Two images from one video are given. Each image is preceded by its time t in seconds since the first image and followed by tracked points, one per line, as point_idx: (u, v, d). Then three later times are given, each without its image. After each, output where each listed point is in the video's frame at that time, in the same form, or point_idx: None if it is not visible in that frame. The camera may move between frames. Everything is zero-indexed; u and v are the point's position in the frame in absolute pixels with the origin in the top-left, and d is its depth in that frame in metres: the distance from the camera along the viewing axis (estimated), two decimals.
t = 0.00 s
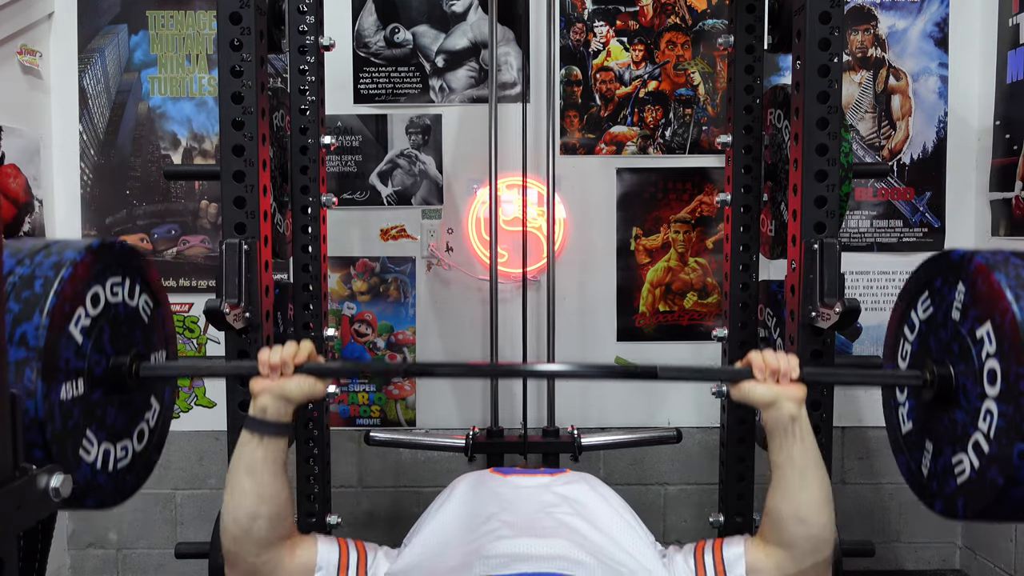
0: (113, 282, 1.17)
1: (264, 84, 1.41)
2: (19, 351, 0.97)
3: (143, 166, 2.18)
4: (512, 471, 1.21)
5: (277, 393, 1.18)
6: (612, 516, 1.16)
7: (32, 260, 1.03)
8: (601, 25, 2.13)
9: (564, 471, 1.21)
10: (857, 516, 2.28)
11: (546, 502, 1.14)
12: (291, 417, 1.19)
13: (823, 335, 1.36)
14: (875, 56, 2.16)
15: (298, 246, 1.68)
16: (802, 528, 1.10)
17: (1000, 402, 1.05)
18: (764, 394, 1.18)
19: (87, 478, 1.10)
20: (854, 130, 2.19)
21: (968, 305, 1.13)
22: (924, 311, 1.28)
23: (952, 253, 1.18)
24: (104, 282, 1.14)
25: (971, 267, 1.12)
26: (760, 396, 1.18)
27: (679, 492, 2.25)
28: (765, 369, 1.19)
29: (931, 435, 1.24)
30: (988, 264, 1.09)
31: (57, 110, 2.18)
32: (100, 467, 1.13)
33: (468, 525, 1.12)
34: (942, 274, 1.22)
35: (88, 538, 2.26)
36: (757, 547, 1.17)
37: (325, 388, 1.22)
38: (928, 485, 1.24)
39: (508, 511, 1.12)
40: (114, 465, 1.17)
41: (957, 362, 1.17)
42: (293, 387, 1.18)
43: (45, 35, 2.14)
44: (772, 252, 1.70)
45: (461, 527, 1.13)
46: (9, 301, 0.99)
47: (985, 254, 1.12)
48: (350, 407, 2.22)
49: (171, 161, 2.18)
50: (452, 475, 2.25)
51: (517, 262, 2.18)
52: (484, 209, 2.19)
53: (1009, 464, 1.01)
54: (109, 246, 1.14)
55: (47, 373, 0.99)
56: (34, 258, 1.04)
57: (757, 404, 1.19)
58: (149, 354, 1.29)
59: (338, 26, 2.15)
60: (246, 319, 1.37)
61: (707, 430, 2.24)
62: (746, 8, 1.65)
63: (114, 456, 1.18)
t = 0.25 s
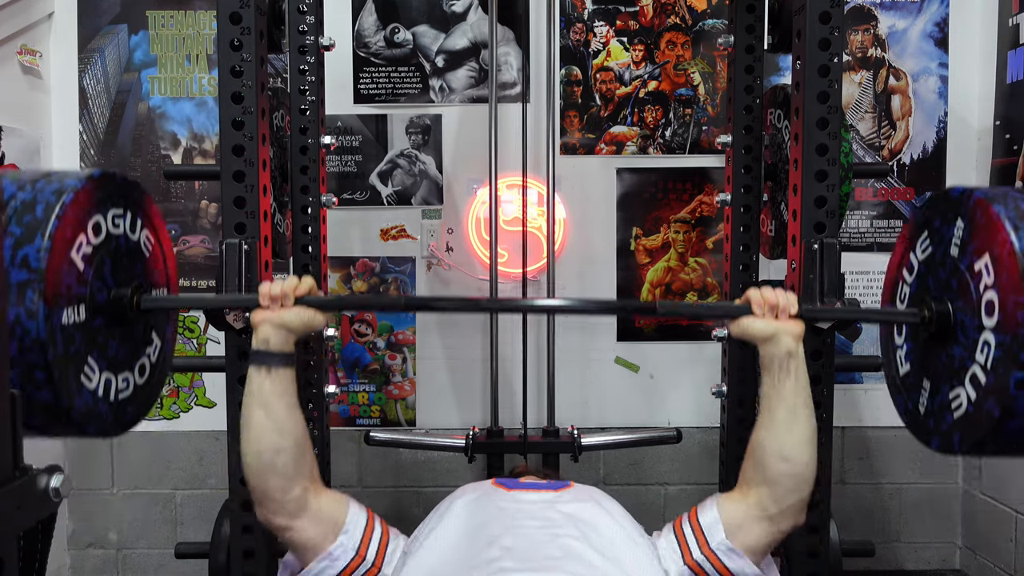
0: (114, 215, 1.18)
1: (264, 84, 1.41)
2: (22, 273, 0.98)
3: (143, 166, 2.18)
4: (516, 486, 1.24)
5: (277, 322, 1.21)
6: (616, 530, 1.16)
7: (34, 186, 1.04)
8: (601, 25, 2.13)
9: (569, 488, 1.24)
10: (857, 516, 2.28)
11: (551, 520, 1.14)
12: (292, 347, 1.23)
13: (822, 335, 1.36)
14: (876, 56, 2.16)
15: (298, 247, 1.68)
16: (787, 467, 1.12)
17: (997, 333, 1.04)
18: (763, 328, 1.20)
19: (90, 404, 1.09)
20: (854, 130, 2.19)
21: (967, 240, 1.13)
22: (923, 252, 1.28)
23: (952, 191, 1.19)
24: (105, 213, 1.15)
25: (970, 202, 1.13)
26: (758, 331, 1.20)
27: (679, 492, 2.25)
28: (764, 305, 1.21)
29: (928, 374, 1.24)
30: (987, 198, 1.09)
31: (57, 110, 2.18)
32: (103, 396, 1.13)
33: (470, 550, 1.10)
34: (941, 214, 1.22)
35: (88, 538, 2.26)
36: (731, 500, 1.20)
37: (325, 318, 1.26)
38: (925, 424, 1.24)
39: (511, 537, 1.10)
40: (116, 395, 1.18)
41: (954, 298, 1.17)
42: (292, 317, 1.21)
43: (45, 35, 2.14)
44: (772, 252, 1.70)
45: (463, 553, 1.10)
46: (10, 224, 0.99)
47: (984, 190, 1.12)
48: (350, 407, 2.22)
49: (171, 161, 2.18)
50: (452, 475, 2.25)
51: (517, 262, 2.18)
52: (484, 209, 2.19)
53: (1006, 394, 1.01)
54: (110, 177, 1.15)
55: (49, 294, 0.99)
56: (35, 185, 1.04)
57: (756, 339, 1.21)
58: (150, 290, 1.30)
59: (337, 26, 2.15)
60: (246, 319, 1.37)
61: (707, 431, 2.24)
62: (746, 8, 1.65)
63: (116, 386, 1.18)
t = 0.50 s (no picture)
0: (115, 255, 1.19)
1: (264, 85, 1.41)
2: (21, 320, 0.99)
3: (143, 166, 2.18)
4: (522, 484, 1.25)
5: (277, 366, 1.21)
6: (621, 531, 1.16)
7: (35, 229, 1.05)
8: (601, 25, 2.13)
9: (575, 488, 1.24)
10: (857, 516, 2.28)
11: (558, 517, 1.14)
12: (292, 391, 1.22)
13: (823, 335, 1.36)
14: (876, 56, 2.16)
15: (298, 246, 1.68)
16: (802, 519, 1.11)
17: (1001, 385, 1.05)
18: (763, 376, 1.19)
19: (87, 452, 1.12)
20: (854, 130, 2.19)
21: (969, 288, 1.13)
22: (923, 298, 1.28)
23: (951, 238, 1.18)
24: (106, 255, 1.16)
25: (971, 250, 1.12)
26: (759, 379, 1.20)
27: (679, 492, 2.25)
28: (765, 351, 1.21)
29: (930, 423, 1.24)
30: (988, 246, 1.09)
31: (57, 110, 2.18)
32: (100, 443, 1.16)
33: (476, 547, 1.10)
34: (941, 258, 1.21)
35: (88, 538, 2.26)
36: (754, 544, 1.20)
37: (325, 362, 1.25)
38: (927, 475, 1.24)
39: (519, 534, 1.10)
40: (114, 441, 1.20)
41: (957, 346, 1.17)
42: (293, 362, 1.21)
43: (45, 35, 2.14)
44: (772, 252, 1.70)
45: (468, 550, 1.10)
46: (10, 269, 1.00)
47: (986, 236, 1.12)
48: (350, 407, 2.22)
49: (171, 161, 2.18)
50: (452, 475, 2.25)
51: (517, 262, 2.18)
52: (484, 209, 2.19)
53: (1010, 448, 1.02)
54: (111, 219, 1.16)
55: (47, 343, 1.01)
56: (36, 228, 1.05)
57: (756, 387, 1.21)
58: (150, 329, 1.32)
59: (337, 26, 2.15)
60: (246, 319, 1.37)
61: (707, 431, 2.24)
62: (746, 8, 1.65)
63: (114, 432, 1.20)
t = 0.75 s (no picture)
0: (108, 368, 1.18)
1: (264, 85, 1.41)
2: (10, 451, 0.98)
3: (143, 166, 2.18)
4: (516, 473, 1.23)
5: (270, 482, 1.18)
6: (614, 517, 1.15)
7: (27, 350, 1.04)
8: (601, 25, 2.13)
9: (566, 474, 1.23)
10: (857, 517, 2.28)
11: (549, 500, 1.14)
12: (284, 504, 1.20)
13: (822, 335, 1.36)
14: (876, 56, 2.16)
15: (298, 246, 1.68)
16: None
17: (1003, 510, 1.05)
18: (763, 491, 1.17)
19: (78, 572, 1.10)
20: (854, 130, 2.19)
21: (971, 405, 1.13)
22: (927, 405, 1.28)
23: (955, 348, 1.20)
24: (99, 369, 1.15)
25: (973, 365, 1.13)
26: (759, 493, 1.17)
27: (679, 492, 2.25)
28: (765, 465, 1.18)
29: (934, 535, 1.24)
30: (990, 364, 1.10)
31: (57, 110, 2.18)
32: (92, 559, 1.14)
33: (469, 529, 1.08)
34: (944, 367, 1.23)
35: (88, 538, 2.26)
36: None
37: (320, 472, 1.21)
38: None
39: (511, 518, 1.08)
40: (105, 556, 1.18)
41: (957, 460, 1.17)
42: (286, 477, 1.18)
43: (44, 35, 2.14)
44: (772, 252, 1.70)
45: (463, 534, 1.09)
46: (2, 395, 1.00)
47: (987, 350, 1.13)
48: (350, 407, 2.22)
49: (171, 161, 2.18)
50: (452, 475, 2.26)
51: (517, 262, 2.18)
52: (484, 209, 2.19)
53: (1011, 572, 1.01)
54: (102, 333, 1.15)
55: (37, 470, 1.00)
56: (28, 348, 1.05)
57: (756, 500, 1.18)
58: (143, 436, 1.30)
59: (337, 26, 2.15)
60: (246, 319, 1.37)
61: (707, 431, 2.24)
62: (746, 8, 1.65)
63: (105, 546, 1.18)
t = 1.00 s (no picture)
0: (106, 358, 1.18)
1: (264, 85, 1.41)
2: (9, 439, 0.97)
3: (143, 166, 2.18)
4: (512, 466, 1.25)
5: (270, 472, 1.20)
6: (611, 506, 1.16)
7: (25, 340, 1.04)
8: (601, 25, 2.13)
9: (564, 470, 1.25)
10: (857, 517, 2.28)
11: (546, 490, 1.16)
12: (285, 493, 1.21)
13: (822, 335, 1.36)
14: (876, 56, 2.16)
15: (298, 246, 1.68)
16: None
17: (1002, 494, 1.04)
18: (762, 479, 1.18)
19: (78, 560, 1.10)
20: (854, 130, 2.19)
21: (969, 391, 1.14)
22: (925, 391, 1.28)
23: (953, 335, 1.19)
24: (97, 359, 1.15)
25: (972, 352, 1.13)
26: (758, 480, 1.18)
27: (679, 492, 2.25)
28: (763, 453, 1.19)
29: (933, 519, 1.24)
30: (989, 351, 1.09)
31: (57, 110, 2.18)
32: (92, 547, 1.14)
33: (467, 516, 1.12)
34: (942, 355, 1.22)
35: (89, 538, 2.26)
36: None
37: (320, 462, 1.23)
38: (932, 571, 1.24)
39: (507, 503, 1.12)
40: (105, 543, 1.18)
41: (957, 445, 1.17)
42: (286, 466, 1.20)
43: (45, 35, 2.14)
44: (772, 252, 1.70)
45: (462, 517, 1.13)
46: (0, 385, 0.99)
47: (986, 337, 1.13)
48: (350, 407, 2.22)
49: (171, 161, 2.18)
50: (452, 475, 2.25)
51: (517, 262, 2.18)
52: (484, 209, 2.19)
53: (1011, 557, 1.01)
54: (101, 324, 1.15)
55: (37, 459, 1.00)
56: (27, 338, 1.04)
57: (755, 488, 1.19)
58: (143, 425, 1.30)
59: (337, 26, 2.15)
60: (245, 319, 1.37)
61: (707, 430, 2.24)
62: (746, 8, 1.65)
63: (105, 534, 1.18)
